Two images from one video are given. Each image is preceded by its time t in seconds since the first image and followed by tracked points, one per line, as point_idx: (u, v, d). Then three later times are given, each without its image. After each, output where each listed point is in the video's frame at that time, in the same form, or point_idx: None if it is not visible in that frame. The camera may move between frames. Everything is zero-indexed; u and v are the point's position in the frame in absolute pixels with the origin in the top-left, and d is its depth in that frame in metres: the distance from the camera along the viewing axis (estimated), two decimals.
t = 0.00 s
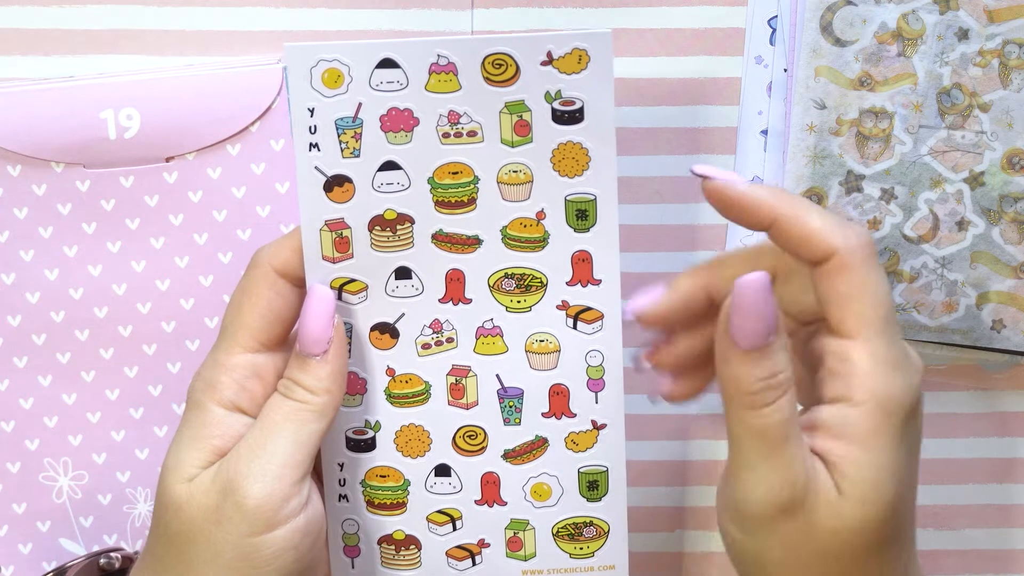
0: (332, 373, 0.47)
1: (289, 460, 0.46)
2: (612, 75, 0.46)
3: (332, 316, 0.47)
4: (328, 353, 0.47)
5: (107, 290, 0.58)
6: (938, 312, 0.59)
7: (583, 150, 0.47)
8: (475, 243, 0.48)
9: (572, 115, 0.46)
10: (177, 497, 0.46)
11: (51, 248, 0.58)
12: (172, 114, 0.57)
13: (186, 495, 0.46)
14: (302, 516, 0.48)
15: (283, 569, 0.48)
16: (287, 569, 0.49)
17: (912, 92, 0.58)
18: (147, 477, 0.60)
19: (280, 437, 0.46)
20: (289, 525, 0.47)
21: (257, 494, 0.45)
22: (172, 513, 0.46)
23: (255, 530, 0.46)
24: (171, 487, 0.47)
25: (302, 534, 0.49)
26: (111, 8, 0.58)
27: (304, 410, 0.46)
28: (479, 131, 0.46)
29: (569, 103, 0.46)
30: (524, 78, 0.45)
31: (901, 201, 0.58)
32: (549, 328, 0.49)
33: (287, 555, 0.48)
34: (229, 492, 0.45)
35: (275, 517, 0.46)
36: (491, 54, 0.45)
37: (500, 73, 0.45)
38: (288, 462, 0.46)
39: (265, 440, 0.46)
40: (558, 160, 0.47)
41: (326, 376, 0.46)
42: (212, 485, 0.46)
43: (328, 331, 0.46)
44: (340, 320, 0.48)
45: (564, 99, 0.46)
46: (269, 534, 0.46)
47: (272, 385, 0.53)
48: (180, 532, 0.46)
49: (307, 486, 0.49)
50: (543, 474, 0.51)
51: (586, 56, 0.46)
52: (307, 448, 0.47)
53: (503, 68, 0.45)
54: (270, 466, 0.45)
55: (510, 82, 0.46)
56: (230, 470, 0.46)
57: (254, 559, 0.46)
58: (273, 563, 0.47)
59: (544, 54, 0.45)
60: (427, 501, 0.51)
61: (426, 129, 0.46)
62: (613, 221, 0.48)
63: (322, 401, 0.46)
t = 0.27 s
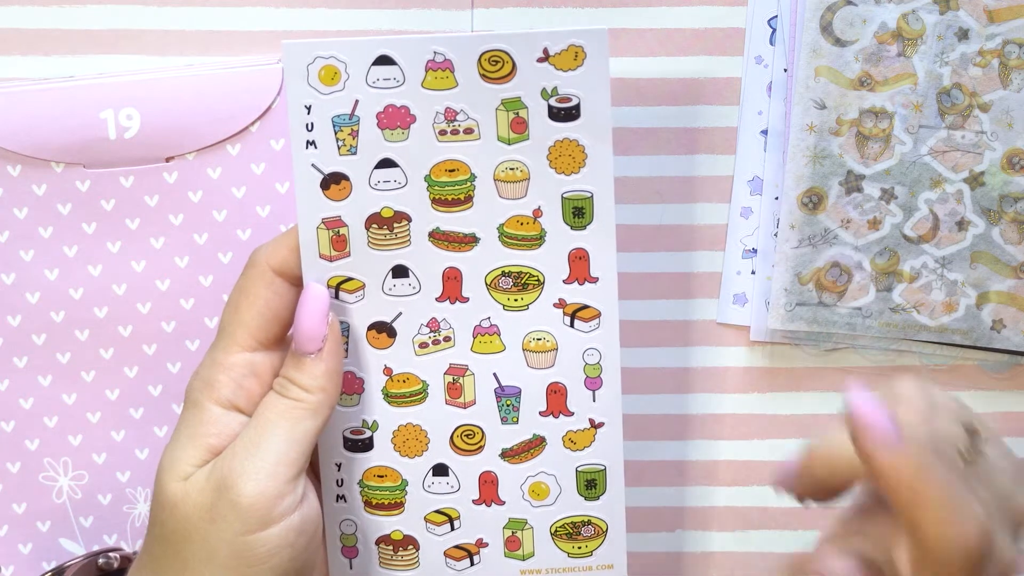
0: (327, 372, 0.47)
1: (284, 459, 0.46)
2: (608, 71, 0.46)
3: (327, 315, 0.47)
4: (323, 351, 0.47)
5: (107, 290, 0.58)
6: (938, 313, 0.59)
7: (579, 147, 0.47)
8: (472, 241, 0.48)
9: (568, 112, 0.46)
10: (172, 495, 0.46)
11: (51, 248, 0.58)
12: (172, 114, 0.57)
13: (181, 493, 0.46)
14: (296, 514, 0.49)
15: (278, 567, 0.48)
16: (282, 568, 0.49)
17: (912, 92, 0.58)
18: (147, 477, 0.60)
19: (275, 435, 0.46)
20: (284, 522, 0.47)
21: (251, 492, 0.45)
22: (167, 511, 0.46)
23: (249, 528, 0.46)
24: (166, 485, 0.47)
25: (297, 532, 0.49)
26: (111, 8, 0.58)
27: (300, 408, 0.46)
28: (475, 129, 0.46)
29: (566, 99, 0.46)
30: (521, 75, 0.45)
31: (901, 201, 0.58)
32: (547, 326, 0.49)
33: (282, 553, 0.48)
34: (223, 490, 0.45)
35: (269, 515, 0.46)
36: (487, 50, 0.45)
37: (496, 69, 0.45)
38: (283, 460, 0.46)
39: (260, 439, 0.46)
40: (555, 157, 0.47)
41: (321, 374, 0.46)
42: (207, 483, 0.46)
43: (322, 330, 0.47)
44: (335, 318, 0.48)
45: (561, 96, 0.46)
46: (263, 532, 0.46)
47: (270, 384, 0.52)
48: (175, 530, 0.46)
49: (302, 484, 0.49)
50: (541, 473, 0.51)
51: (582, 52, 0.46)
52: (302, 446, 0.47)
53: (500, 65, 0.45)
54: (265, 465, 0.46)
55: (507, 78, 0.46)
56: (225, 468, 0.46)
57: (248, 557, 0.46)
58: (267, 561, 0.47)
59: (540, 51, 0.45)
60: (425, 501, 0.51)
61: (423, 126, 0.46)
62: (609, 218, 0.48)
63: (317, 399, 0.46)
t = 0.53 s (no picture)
0: (329, 374, 0.47)
1: (285, 461, 0.46)
2: (616, 77, 0.46)
3: (329, 317, 0.47)
4: (325, 353, 0.47)
5: (107, 290, 0.58)
6: (938, 313, 0.59)
7: (585, 153, 0.47)
8: (476, 245, 0.48)
9: (575, 118, 0.46)
10: (175, 498, 0.46)
11: (51, 248, 0.58)
12: (172, 114, 0.57)
13: (183, 495, 0.46)
14: (298, 517, 0.48)
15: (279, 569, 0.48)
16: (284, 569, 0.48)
17: (912, 92, 0.58)
18: (147, 477, 0.60)
19: (277, 437, 0.46)
20: (286, 525, 0.47)
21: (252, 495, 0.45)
22: (169, 513, 0.46)
23: (250, 530, 0.45)
24: (169, 487, 0.47)
25: (299, 535, 0.48)
26: (111, 8, 0.58)
27: (301, 410, 0.46)
28: (481, 134, 0.46)
29: (573, 106, 0.46)
30: (528, 80, 0.46)
31: (901, 201, 0.58)
32: (551, 331, 0.49)
33: (284, 556, 0.48)
34: (224, 492, 0.45)
35: (270, 518, 0.46)
36: (495, 56, 0.45)
37: (504, 75, 0.45)
38: (284, 462, 0.46)
39: (262, 441, 0.46)
40: (561, 163, 0.47)
41: (323, 376, 0.46)
42: (208, 485, 0.46)
43: (324, 332, 0.47)
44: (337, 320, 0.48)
45: (567, 102, 0.46)
46: (264, 535, 0.46)
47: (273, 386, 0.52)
48: (178, 533, 0.46)
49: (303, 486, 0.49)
50: (543, 476, 0.51)
51: (589, 60, 0.45)
52: (303, 449, 0.47)
53: (507, 71, 0.45)
54: (266, 467, 0.45)
55: (514, 84, 0.46)
56: (226, 470, 0.46)
57: (250, 559, 0.46)
58: (270, 564, 0.47)
59: (547, 57, 0.45)
60: (427, 503, 0.51)
61: (429, 131, 0.46)
62: (615, 224, 0.48)
63: (319, 401, 0.46)
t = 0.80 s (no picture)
0: (334, 382, 0.47)
1: (291, 469, 0.46)
2: (620, 81, 0.46)
3: (334, 324, 0.47)
4: (330, 361, 0.47)
5: (107, 290, 0.58)
6: (938, 312, 0.59)
7: (589, 158, 0.47)
8: (480, 251, 0.48)
9: (578, 124, 0.46)
10: (180, 506, 0.46)
11: (51, 248, 0.58)
12: (172, 114, 0.57)
13: (188, 503, 0.46)
14: (304, 526, 0.48)
15: None
16: None
17: (912, 92, 0.58)
18: (147, 477, 0.60)
19: (282, 446, 0.46)
20: (292, 534, 0.47)
21: (258, 504, 0.45)
22: (175, 522, 0.46)
23: (256, 540, 0.46)
24: (174, 496, 0.47)
25: (305, 544, 0.48)
26: (111, 8, 0.58)
27: (306, 418, 0.46)
28: (485, 139, 0.46)
29: (576, 111, 0.46)
30: (532, 86, 0.46)
31: (900, 201, 0.58)
32: (555, 336, 0.49)
33: (290, 566, 0.48)
34: (230, 501, 0.45)
35: (276, 527, 0.46)
36: (498, 63, 0.45)
37: (508, 81, 0.46)
38: (290, 471, 0.46)
39: (267, 449, 0.46)
40: (565, 168, 0.47)
41: (328, 384, 0.47)
42: (214, 493, 0.46)
43: (329, 340, 0.47)
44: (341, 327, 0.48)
45: (571, 108, 0.46)
46: (271, 544, 0.46)
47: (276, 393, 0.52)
48: (183, 541, 0.46)
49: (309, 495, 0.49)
50: (546, 480, 0.51)
51: (593, 65, 0.45)
52: (308, 457, 0.47)
53: (511, 77, 0.45)
54: (272, 476, 0.46)
55: (518, 90, 0.46)
56: (232, 479, 0.46)
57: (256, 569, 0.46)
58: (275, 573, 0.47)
59: (551, 63, 0.45)
60: (429, 506, 0.52)
61: (433, 137, 0.46)
62: (618, 229, 0.48)
63: (323, 409, 0.46)
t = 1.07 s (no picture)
0: (329, 380, 0.46)
1: (284, 467, 0.46)
2: (615, 86, 0.46)
3: (328, 322, 0.47)
4: (325, 360, 0.47)
5: (107, 290, 0.58)
6: (938, 313, 0.59)
7: (583, 162, 0.47)
8: (475, 253, 0.48)
9: (573, 127, 0.46)
10: (176, 505, 0.47)
11: (51, 248, 0.58)
12: (172, 114, 0.57)
13: (185, 502, 0.46)
14: (299, 524, 0.48)
15: None
16: None
17: (912, 92, 0.58)
18: (147, 477, 0.60)
19: (275, 444, 0.46)
20: (288, 533, 0.47)
21: (253, 503, 0.45)
22: (172, 521, 0.47)
23: (251, 538, 0.45)
24: (170, 495, 0.47)
25: (300, 542, 0.48)
26: (111, 8, 0.58)
27: (299, 416, 0.46)
28: (479, 142, 0.46)
29: (570, 114, 0.46)
30: (527, 89, 0.45)
31: (900, 201, 0.58)
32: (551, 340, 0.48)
33: (285, 564, 0.48)
34: (225, 500, 0.45)
35: (270, 525, 0.46)
36: (492, 65, 0.45)
37: (501, 84, 0.45)
38: (284, 469, 0.46)
39: (262, 447, 0.46)
40: (559, 171, 0.47)
41: (322, 382, 0.46)
42: (210, 493, 0.46)
43: (324, 338, 0.46)
44: (336, 326, 0.48)
45: (566, 111, 0.46)
46: (266, 543, 0.46)
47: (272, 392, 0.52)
48: (180, 540, 0.46)
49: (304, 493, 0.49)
50: (543, 481, 0.51)
51: (587, 68, 0.45)
52: (303, 455, 0.47)
53: (504, 80, 0.45)
54: (266, 475, 0.45)
55: (511, 93, 0.46)
56: (227, 478, 0.46)
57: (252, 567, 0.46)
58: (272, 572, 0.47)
59: (545, 66, 0.45)
60: (426, 507, 0.52)
61: (427, 139, 0.46)
62: (614, 232, 0.47)
63: (318, 408, 0.46)
